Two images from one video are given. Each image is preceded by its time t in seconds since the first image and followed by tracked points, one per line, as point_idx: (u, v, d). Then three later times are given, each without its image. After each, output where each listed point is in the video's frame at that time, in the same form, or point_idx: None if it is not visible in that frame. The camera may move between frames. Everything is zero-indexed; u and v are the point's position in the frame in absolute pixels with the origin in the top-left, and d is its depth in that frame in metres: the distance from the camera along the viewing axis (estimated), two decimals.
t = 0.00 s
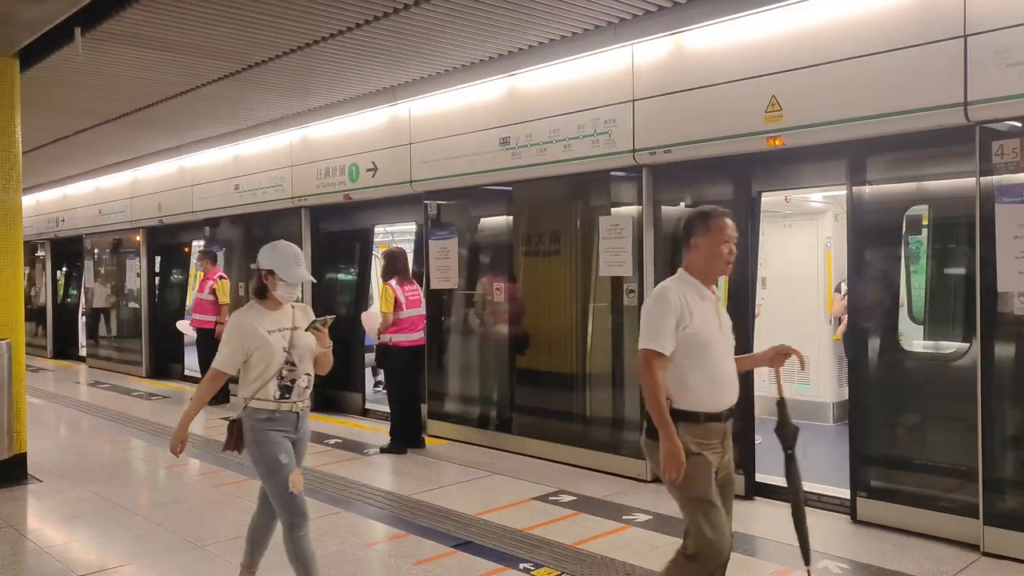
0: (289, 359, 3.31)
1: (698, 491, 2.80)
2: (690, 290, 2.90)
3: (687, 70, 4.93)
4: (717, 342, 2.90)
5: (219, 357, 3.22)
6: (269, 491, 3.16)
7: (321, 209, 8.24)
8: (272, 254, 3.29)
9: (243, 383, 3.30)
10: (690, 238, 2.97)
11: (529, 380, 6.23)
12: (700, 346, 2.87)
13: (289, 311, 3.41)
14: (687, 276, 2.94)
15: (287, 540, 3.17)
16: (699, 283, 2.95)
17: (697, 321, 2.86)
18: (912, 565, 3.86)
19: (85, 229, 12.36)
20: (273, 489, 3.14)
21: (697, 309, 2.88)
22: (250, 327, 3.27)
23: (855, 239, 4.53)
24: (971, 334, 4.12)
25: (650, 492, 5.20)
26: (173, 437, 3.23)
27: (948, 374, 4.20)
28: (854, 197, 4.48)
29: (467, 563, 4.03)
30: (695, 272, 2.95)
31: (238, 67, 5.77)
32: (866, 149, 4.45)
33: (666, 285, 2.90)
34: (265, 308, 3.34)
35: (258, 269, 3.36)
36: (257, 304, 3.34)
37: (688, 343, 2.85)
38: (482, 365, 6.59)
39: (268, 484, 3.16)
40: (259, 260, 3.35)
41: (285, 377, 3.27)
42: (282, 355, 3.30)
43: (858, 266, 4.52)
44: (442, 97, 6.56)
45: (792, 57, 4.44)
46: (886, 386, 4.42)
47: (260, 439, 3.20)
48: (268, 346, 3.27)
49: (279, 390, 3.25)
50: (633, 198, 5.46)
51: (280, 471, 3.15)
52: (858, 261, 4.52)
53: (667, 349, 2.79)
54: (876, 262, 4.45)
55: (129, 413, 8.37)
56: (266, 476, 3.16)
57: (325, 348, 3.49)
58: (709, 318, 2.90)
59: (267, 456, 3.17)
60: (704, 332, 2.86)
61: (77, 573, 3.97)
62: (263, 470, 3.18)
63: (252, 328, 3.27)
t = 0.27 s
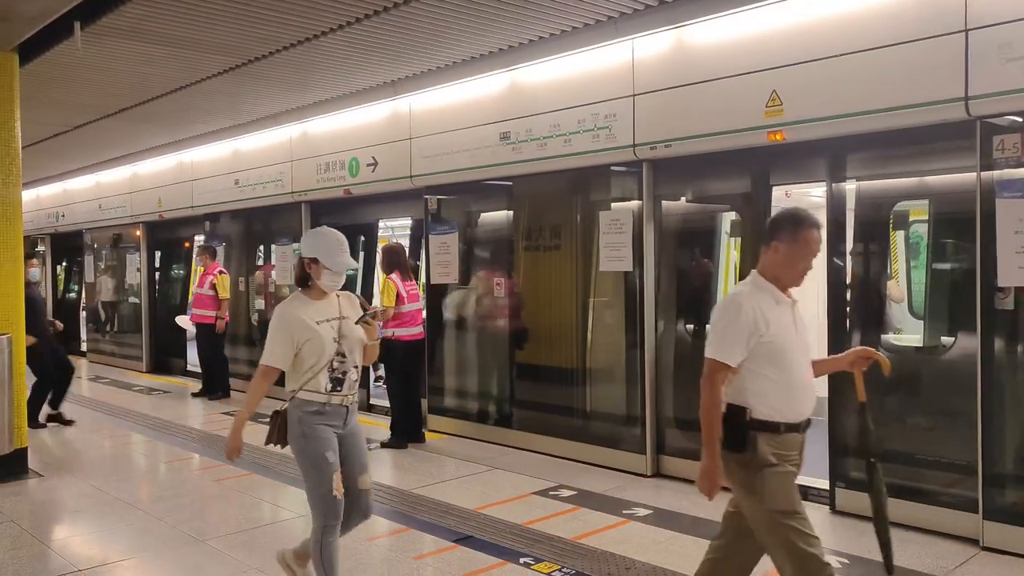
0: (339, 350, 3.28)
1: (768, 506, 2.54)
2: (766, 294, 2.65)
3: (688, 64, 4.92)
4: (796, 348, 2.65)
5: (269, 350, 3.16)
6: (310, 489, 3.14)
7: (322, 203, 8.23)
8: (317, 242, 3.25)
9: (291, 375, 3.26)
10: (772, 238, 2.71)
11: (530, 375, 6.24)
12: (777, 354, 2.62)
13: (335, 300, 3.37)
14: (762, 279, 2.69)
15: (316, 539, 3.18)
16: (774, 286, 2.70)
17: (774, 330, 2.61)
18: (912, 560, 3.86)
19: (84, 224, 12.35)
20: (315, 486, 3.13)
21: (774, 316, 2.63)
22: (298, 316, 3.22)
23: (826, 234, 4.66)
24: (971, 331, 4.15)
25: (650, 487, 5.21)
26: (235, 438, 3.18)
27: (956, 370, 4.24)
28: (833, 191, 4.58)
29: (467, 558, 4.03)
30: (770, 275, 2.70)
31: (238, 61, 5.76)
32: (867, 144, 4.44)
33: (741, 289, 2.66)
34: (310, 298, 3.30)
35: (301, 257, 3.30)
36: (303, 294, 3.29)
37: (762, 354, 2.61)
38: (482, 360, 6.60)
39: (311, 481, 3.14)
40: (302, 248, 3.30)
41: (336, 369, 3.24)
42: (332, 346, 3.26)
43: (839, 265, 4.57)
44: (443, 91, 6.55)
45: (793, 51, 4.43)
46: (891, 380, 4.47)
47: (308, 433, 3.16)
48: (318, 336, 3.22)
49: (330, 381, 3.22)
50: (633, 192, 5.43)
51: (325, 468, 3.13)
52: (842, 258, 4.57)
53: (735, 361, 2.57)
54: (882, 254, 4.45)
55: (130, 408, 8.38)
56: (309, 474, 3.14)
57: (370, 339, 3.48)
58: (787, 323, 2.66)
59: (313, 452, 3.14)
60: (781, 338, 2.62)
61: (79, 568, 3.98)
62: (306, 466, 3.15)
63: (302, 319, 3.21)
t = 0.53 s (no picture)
0: (380, 350, 3.14)
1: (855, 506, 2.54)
2: (853, 285, 2.60)
3: (685, 57, 4.91)
4: (886, 342, 2.60)
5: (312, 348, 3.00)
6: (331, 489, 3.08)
7: (318, 197, 8.22)
8: (366, 238, 3.08)
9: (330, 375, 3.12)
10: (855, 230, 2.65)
11: (526, 368, 6.24)
12: (868, 348, 2.56)
13: (379, 298, 3.21)
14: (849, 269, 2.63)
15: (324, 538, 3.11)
16: (862, 277, 2.64)
17: (864, 323, 2.56)
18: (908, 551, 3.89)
19: (80, 217, 12.32)
20: (336, 487, 3.06)
21: (863, 309, 2.58)
22: (344, 313, 3.06)
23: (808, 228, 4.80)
24: (967, 325, 4.13)
25: (647, 480, 5.22)
26: (360, 435, 2.92)
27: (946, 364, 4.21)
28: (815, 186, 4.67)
29: (464, 551, 4.04)
30: (858, 265, 2.63)
31: (235, 54, 5.73)
32: (864, 139, 4.43)
33: (826, 282, 2.60)
34: (357, 294, 3.14)
35: (348, 252, 3.14)
36: (348, 289, 3.14)
37: (851, 350, 2.56)
38: (478, 354, 6.61)
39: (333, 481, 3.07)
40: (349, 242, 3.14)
41: (375, 369, 3.11)
42: (374, 346, 3.12)
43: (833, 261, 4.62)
44: (440, 84, 6.53)
45: (791, 45, 4.42)
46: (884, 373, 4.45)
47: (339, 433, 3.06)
48: (361, 335, 3.07)
49: (368, 382, 3.09)
50: (629, 186, 5.45)
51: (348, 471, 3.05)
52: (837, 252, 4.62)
53: (825, 359, 2.52)
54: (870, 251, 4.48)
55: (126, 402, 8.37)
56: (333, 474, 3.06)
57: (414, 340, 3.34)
58: (876, 316, 2.60)
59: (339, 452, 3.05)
60: (871, 332, 2.56)
61: (76, 561, 3.99)
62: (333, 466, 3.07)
63: (347, 315, 3.06)
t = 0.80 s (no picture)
0: (440, 348, 2.96)
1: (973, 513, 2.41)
2: (955, 284, 2.44)
3: (681, 54, 4.91)
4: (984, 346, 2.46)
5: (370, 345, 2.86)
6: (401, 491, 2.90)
7: (315, 193, 8.20)
8: (426, 232, 2.92)
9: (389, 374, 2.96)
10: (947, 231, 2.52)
11: (522, 364, 6.24)
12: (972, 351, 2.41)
13: (439, 294, 3.05)
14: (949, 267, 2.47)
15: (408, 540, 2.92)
16: (961, 277, 2.48)
17: (967, 326, 2.41)
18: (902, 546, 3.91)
19: (76, 213, 12.28)
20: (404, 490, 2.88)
21: (966, 310, 2.43)
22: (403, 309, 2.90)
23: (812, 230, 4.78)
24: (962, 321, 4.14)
25: (643, 475, 5.23)
26: (435, 443, 2.76)
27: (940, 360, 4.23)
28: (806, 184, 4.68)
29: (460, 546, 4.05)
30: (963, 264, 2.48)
31: (230, 49, 5.72)
32: (858, 135, 4.44)
33: (929, 278, 2.43)
34: (416, 289, 2.97)
35: (407, 245, 2.97)
36: (407, 284, 2.97)
37: (954, 353, 2.40)
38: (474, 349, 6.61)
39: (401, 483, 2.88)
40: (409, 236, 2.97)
41: (434, 368, 2.93)
42: (433, 343, 2.94)
43: (827, 256, 4.66)
44: (436, 80, 6.52)
45: (787, 41, 4.42)
46: (878, 368, 4.48)
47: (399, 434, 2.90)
48: (421, 331, 2.90)
49: (427, 382, 2.92)
50: (626, 181, 5.44)
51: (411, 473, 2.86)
52: (831, 247, 4.65)
53: (937, 356, 2.33)
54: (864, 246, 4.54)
55: (123, 398, 8.36)
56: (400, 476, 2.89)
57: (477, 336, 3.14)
58: (978, 319, 2.47)
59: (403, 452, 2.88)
60: (975, 336, 2.42)
61: (71, 557, 3.98)
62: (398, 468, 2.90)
63: (405, 311, 2.89)
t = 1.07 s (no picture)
0: (497, 346, 2.90)
1: None
2: None
3: (677, 50, 4.91)
4: None
5: (424, 340, 2.81)
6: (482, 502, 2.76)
7: (311, 189, 8.19)
8: (481, 225, 2.87)
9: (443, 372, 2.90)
10: None
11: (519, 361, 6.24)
12: None
13: (495, 290, 2.98)
14: None
15: (493, 554, 2.80)
16: None
17: None
18: (897, 542, 3.92)
19: (71, 210, 12.25)
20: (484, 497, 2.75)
21: None
22: (455, 306, 2.85)
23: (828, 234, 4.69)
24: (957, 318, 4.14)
25: (639, 472, 5.24)
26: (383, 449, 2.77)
27: (937, 358, 4.23)
28: (799, 181, 4.73)
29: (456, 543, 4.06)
30: None
31: (226, 45, 5.70)
32: (855, 132, 4.44)
33: None
34: (470, 284, 2.92)
35: (464, 240, 2.94)
36: (462, 280, 2.93)
37: None
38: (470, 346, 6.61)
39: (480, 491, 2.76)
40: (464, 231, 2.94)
41: (491, 367, 2.86)
42: (489, 340, 2.88)
43: (822, 252, 4.67)
44: (433, 77, 6.51)
45: (783, 37, 4.42)
46: (875, 365, 4.47)
47: (461, 439, 2.80)
48: (474, 328, 2.85)
49: (485, 381, 2.85)
50: (622, 178, 5.43)
51: (490, 476, 2.74)
52: (826, 244, 4.66)
53: None
54: (857, 245, 4.55)
55: (119, 395, 8.35)
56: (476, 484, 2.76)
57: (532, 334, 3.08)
58: None
59: (471, 459, 2.77)
60: None
61: (68, 554, 3.98)
62: (470, 477, 2.77)
63: (456, 308, 2.85)
